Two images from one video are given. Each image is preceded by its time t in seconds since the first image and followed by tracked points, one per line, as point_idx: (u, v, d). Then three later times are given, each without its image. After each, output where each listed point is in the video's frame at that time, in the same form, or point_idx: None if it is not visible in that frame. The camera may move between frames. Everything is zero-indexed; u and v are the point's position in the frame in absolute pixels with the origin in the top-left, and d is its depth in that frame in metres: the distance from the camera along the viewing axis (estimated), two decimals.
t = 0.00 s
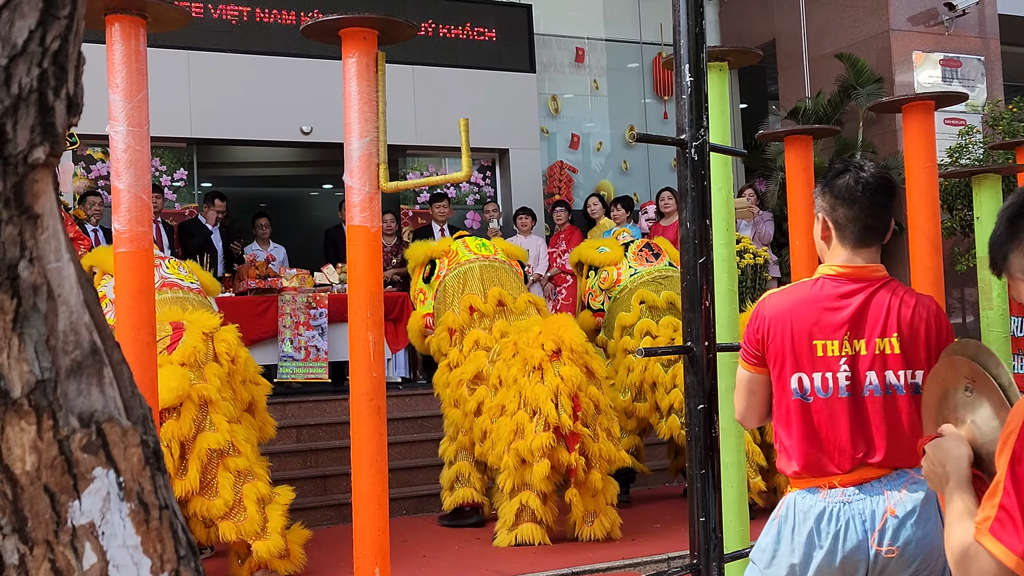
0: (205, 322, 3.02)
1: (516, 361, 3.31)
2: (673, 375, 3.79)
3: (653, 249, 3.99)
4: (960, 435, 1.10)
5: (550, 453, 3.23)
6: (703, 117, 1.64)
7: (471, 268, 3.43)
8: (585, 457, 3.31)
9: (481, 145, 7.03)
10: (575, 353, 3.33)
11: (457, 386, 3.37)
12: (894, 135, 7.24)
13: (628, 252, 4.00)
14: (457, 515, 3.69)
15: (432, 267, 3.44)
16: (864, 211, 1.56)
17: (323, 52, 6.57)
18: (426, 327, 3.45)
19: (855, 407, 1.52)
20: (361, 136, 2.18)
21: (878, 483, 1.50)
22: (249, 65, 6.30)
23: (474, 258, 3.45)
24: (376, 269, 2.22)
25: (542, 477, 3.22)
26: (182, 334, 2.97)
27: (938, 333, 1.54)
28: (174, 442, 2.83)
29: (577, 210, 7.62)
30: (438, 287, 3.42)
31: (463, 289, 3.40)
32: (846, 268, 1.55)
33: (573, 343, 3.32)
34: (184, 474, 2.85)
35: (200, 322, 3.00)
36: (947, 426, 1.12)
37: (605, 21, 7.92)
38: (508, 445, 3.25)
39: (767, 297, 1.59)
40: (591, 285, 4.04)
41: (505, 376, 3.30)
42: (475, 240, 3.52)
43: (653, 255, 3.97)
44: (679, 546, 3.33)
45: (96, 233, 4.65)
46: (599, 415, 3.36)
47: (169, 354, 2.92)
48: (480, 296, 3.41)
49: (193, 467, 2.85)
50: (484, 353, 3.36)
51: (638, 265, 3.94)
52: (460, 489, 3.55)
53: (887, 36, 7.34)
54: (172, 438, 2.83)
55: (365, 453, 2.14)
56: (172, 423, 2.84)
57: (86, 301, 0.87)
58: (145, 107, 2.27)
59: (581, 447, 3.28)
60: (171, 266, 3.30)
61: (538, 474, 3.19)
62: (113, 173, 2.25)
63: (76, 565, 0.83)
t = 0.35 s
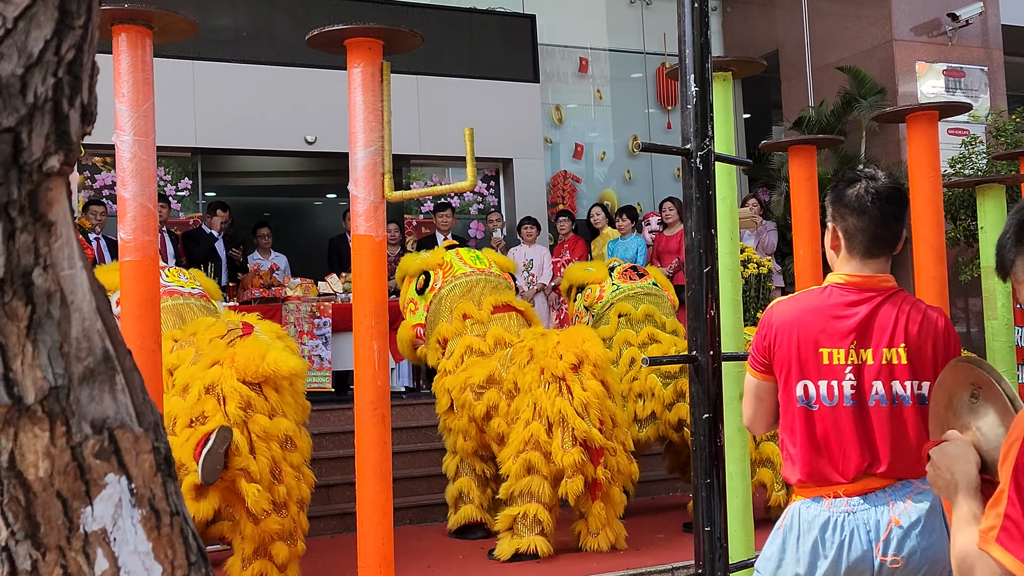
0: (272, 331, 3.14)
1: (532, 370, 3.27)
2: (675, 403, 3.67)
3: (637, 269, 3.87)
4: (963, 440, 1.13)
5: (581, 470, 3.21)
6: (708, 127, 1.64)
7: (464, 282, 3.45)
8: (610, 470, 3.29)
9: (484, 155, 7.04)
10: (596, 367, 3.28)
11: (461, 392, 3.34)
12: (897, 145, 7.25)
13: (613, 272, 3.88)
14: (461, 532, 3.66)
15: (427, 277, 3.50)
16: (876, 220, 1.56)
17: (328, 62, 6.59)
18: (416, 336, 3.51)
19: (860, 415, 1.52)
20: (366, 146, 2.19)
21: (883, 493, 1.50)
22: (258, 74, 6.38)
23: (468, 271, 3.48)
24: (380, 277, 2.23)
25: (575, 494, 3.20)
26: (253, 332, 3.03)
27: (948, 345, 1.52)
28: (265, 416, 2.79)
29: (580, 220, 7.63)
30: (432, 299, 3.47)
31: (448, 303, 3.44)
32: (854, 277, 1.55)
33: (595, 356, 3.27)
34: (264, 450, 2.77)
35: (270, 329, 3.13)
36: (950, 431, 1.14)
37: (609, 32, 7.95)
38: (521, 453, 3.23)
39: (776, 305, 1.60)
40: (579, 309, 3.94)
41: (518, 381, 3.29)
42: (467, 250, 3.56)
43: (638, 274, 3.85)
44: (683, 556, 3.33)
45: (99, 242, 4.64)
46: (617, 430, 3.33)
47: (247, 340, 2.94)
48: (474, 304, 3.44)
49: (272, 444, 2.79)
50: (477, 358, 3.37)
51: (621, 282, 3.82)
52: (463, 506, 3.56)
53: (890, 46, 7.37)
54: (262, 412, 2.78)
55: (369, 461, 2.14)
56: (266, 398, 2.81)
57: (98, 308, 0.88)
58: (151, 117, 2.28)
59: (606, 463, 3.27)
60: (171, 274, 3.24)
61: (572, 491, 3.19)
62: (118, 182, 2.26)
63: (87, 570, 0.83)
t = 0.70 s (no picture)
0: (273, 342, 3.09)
1: (527, 383, 3.22)
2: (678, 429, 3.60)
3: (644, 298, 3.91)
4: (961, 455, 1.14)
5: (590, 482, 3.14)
6: (711, 144, 1.65)
7: (454, 292, 3.43)
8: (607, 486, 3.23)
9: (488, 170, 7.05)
10: (591, 383, 3.23)
11: (451, 401, 3.33)
12: (900, 160, 7.27)
13: (621, 307, 3.93)
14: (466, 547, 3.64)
15: (415, 293, 3.47)
16: (884, 236, 1.56)
17: (332, 78, 6.63)
18: (408, 356, 3.47)
19: (862, 432, 1.52)
20: (370, 162, 2.19)
21: (889, 511, 1.50)
22: (262, 89, 6.41)
23: (457, 283, 3.45)
24: (386, 292, 2.23)
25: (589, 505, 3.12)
26: (258, 349, 3.03)
27: (955, 360, 1.53)
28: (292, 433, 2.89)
29: (584, 235, 7.63)
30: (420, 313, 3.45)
31: (437, 317, 3.41)
32: (862, 293, 1.55)
33: (590, 372, 3.22)
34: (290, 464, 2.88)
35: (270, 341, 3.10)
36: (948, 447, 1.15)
37: (612, 48, 7.98)
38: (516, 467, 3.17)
39: (783, 320, 1.61)
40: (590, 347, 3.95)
41: (507, 391, 3.25)
42: (456, 266, 3.51)
43: (645, 304, 3.89)
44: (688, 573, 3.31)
45: (106, 257, 4.66)
46: (614, 445, 3.26)
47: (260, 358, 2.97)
48: (467, 317, 3.42)
49: (298, 458, 2.90)
50: (468, 370, 3.36)
51: (629, 313, 3.85)
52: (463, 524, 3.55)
53: (893, 62, 7.40)
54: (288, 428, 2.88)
55: (373, 477, 2.15)
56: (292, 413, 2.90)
57: (109, 330, 0.88)
58: (157, 134, 2.29)
59: (603, 478, 3.19)
60: (213, 296, 3.22)
61: (585, 503, 3.12)
62: (125, 199, 2.25)
63: None
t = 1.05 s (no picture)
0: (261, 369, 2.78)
1: (524, 400, 3.08)
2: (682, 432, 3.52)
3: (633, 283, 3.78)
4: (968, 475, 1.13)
5: (563, 502, 3.01)
6: (711, 160, 1.66)
7: (459, 300, 3.43)
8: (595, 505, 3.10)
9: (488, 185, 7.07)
10: (587, 402, 3.07)
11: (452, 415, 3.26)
12: (899, 176, 7.29)
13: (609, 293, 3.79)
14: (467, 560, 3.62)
15: (414, 310, 3.44)
16: (885, 250, 1.57)
17: (333, 94, 6.65)
18: (409, 374, 3.40)
19: (862, 447, 1.52)
20: (370, 176, 2.20)
21: (889, 526, 1.51)
22: (263, 105, 6.44)
23: (460, 293, 3.46)
24: (386, 309, 2.23)
25: (557, 527, 2.99)
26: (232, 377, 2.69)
27: (956, 374, 1.52)
28: (255, 469, 2.53)
29: (584, 250, 7.63)
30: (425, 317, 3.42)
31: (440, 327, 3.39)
32: (862, 307, 1.55)
33: (585, 391, 3.05)
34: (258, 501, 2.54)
35: (246, 367, 2.75)
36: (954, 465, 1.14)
37: (612, 63, 8.01)
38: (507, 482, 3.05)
39: (784, 333, 1.61)
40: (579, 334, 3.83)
41: (503, 406, 3.13)
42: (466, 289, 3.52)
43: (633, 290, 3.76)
44: None
45: (106, 273, 4.66)
46: (606, 463, 3.13)
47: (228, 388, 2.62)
48: (470, 326, 3.40)
49: (269, 493, 2.56)
50: (469, 370, 3.31)
51: (618, 298, 3.73)
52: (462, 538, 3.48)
53: (892, 78, 7.42)
54: (252, 463, 2.52)
55: (373, 493, 2.15)
56: (256, 448, 2.54)
57: (108, 345, 0.89)
58: (158, 149, 2.30)
59: (591, 498, 3.06)
60: (241, 302, 3.00)
61: (554, 524, 2.98)
62: (125, 214, 2.27)
63: None
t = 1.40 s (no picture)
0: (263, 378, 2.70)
1: (527, 414, 2.79)
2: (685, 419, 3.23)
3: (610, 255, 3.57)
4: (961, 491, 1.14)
5: (584, 522, 2.74)
6: (706, 175, 1.66)
7: (453, 255, 3.20)
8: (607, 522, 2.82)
9: (484, 200, 7.08)
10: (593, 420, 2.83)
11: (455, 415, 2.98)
12: (894, 192, 7.31)
13: (588, 259, 3.58)
14: (445, 571, 3.18)
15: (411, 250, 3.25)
16: (876, 265, 1.57)
17: (329, 109, 6.67)
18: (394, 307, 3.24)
19: (857, 462, 1.52)
20: (366, 191, 2.21)
21: (884, 542, 1.51)
22: (259, 119, 6.45)
23: (456, 246, 3.23)
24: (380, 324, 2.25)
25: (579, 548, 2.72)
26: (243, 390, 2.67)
27: (949, 390, 1.50)
28: (277, 470, 2.48)
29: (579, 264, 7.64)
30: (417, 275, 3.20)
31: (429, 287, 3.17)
32: (853, 323, 1.56)
33: (593, 408, 2.82)
34: (284, 502, 2.48)
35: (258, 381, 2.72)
36: (949, 483, 1.15)
37: (607, 78, 8.04)
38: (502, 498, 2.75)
39: (776, 351, 1.62)
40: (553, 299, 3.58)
41: (507, 417, 2.84)
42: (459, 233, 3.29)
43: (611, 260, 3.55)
44: None
45: (101, 287, 4.65)
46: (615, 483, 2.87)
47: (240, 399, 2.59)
48: (464, 288, 3.16)
49: (295, 493, 2.51)
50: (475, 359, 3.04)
51: (598, 267, 3.49)
52: (447, 546, 3.08)
53: (887, 93, 7.45)
54: (274, 464, 2.48)
55: (368, 508, 2.14)
56: (275, 450, 2.50)
57: (102, 359, 0.89)
58: (153, 163, 2.31)
59: (606, 514, 2.79)
60: (239, 302, 2.85)
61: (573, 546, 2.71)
62: (120, 228, 2.27)
63: None
